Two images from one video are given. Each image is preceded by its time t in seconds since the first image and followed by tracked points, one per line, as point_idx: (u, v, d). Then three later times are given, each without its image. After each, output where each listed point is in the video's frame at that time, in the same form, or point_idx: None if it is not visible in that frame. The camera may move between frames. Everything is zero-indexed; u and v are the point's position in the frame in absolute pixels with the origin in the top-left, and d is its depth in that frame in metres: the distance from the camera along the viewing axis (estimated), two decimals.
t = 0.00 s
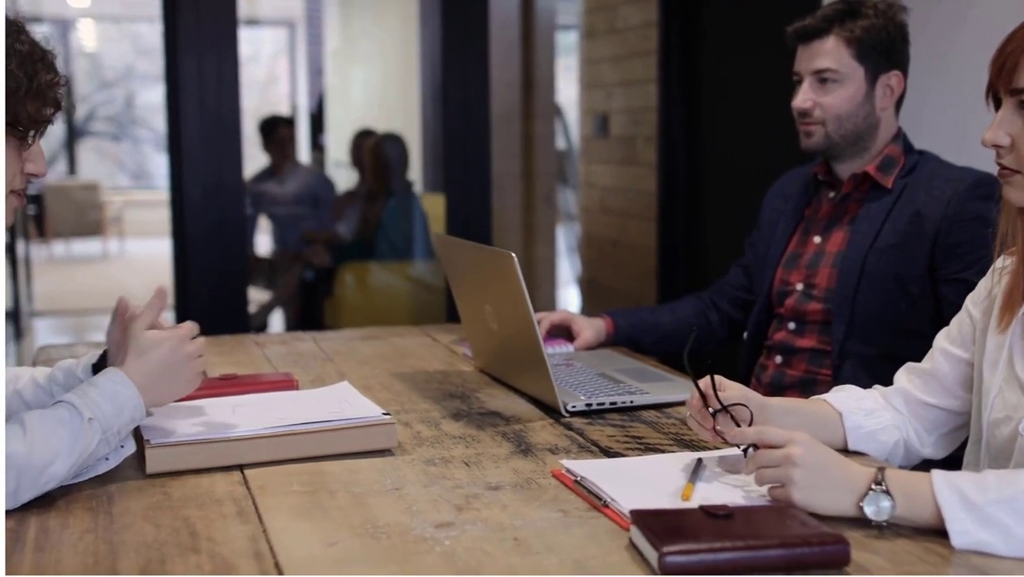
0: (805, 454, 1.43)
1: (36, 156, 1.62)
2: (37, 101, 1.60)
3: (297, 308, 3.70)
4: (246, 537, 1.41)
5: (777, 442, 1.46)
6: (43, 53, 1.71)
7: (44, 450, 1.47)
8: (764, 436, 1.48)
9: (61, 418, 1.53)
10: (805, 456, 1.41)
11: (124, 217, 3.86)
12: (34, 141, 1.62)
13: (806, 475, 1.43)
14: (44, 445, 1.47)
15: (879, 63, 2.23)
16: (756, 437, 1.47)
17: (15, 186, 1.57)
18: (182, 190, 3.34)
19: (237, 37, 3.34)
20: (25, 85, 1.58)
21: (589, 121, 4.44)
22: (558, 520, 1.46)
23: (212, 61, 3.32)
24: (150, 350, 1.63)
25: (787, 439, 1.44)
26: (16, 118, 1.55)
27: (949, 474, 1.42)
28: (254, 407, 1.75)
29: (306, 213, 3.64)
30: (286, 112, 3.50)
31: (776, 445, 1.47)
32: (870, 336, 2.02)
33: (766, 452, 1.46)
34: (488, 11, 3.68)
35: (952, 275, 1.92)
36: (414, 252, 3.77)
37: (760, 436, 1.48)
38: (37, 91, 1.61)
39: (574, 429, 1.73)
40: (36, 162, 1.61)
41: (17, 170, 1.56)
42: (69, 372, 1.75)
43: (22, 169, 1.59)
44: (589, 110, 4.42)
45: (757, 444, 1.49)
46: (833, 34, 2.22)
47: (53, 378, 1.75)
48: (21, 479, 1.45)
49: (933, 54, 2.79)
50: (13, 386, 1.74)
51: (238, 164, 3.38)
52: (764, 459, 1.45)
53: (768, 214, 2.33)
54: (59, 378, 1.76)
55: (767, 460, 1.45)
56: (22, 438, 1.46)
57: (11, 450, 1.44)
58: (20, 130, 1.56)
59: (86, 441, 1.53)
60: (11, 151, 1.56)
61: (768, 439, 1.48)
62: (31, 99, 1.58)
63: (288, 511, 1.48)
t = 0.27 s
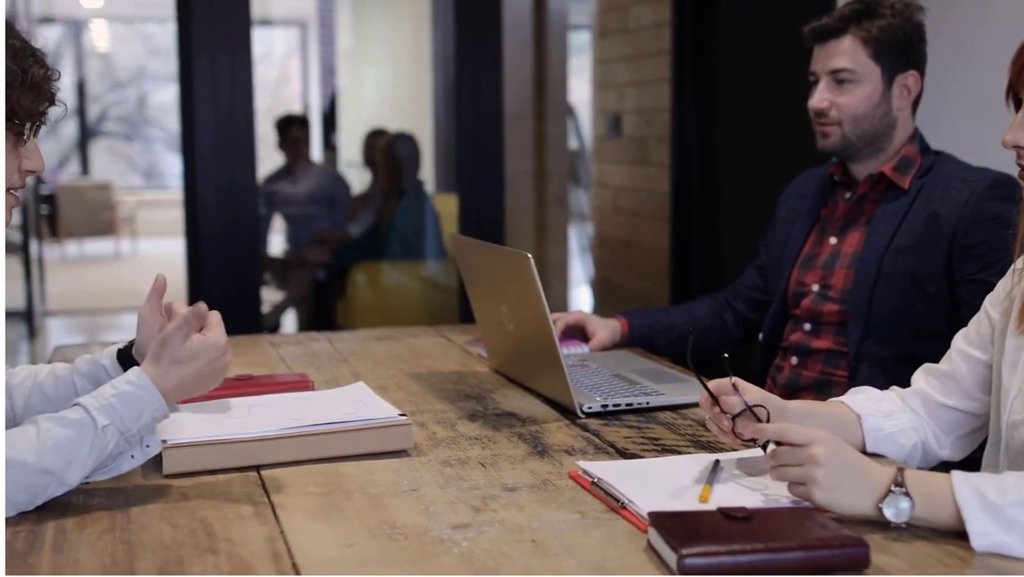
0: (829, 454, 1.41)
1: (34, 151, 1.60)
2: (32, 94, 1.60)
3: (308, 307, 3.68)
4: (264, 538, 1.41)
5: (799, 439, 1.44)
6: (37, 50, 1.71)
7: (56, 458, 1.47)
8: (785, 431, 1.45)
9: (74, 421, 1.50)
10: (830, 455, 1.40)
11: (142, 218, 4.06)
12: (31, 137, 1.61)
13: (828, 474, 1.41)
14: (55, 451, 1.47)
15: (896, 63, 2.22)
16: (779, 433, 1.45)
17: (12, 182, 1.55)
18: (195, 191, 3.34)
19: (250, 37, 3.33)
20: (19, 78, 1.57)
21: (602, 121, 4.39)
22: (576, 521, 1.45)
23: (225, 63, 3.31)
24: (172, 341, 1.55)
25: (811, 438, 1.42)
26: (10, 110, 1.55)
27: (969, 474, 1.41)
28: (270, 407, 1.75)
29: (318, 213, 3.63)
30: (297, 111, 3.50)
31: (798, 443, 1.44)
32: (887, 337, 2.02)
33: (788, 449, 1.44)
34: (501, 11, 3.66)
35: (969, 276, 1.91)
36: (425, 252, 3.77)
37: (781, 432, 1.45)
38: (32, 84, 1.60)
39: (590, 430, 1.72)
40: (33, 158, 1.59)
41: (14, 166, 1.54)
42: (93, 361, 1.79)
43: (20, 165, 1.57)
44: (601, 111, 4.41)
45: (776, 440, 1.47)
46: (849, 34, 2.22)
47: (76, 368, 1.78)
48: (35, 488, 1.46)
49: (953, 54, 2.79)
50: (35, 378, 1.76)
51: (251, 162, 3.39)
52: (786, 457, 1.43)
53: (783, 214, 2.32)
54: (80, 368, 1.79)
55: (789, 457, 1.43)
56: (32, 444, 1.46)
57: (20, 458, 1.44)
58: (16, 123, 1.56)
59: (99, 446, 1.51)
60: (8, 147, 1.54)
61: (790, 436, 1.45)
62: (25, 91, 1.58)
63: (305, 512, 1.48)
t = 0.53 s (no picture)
0: (852, 454, 1.41)
1: (34, 157, 1.63)
2: (32, 99, 1.59)
3: (323, 307, 3.70)
4: (283, 536, 1.41)
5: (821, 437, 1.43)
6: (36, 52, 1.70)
7: (77, 451, 1.47)
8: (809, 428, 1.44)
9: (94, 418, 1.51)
10: (853, 454, 1.39)
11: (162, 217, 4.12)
12: (31, 141, 1.62)
13: (850, 474, 1.41)
14: (77, 445, 1.47)
15: (914, 61, 2.21)
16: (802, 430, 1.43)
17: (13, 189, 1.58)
18: (210, 192, 3.29)
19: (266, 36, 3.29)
20: (19, 84, 1.57)
21: (617, 121, 4.39)
22: (595, 521, 1.45)
23: (241, 63, 3.27)
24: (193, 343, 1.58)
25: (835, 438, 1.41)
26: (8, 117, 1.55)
27: (990, 474, 1.40)
28: (287, 406, 1.75)
29: (331, 211, 3.65)
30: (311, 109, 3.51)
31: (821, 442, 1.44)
32: (904, 337, 2.01)
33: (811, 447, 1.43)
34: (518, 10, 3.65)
35: (988, 275, 1.90)
36: (439, 252, 3.76)
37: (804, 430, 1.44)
38: (31, 89, 1.59)
39: (608, 430, 1.72)
40: (33, 164, 1.61)
41: (15, 172, 1.57)
42: (104, 372, 1.74)
43: (20, 171, 1.60)
44: (616, 110, 4.40)
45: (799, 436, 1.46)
46: (867, 33, 2.21)
47: (87, 378, 1.74)
48: (58, 482, 1.45)
49: (974, 51, 2.78)
50: (48, 384, 1.73)
51: (267, 163, 3.34)
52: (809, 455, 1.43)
53: (800, 213, 2.32)
54: (93, 377, 1.76)
55: (811, 454, 1.43)
56: (53, 439, 1.46)
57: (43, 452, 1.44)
58: (14, 128, 1.57)
59: (118, 442, 1.51)
60: (8, 154, 1.56)
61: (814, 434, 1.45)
62: (25, 96, 1.58)
63: (324, 511, 1.48)
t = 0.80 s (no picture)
0: (871, 454, 1.40)
1: (47, 157, 1.62)
2: (40, 100, 1.58)
3: (338, 308, 3.72)
4: (301, 535, 1.41)
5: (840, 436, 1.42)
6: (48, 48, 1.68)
7: (101, 445, 1.49)
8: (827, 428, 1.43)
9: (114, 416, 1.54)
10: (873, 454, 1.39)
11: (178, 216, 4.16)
12: (43, 141, 1.61)
13: (869, 474, 1.40)
14: (99, 440, 1.49)
15: (932, 60, 2.20)
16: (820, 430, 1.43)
17: (25, 191, 1.58)
18: (225, 192, 3.30)
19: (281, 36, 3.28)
20: (25, 87, 1.55)
21: (630, 120, 4.44)
22: (614, 521, 1.45)
23: (255, 62, 3.26)
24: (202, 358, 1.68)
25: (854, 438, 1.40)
26: (15, 122, 1.54)
27: (1011, 474, 1.40)
28: (304, 405, 1.75)
29: (344, 211, 3.65)
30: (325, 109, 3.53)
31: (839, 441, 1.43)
32: (921, 336, 2.00)
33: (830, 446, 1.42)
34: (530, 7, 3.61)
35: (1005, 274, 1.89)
36: (452, 252, 3.75)
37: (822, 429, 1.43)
38: (39, 92, 1.57)
39: (625, 429, 1.72)
40: (45, 165, 1.61)
41: (25, 175, 1.57)
42: (121, 371, 1.75)
43: (32, 172, 1.60)
44: (630, 110, 4.41)
45: (817, 435, 1.45)
46: (885, 31, 2.20)
47: (105, 376, 1.75)
48: (84, 477, 1.47)
49: (992, 52, 2.77)
50: (66, 384, 1.74)
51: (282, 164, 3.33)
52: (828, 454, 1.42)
53: (817, 212, 2.32)
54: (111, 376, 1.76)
55: (829, 455, 1.42)
56: (77, 436, 1.49)
57: (66, 447, 1.47)
58: (22, 133, 1.55)
59: (140, 440, 1.54)
60: (17, 156, 1.56)
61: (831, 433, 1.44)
62: (33, 99, 1.56)
63: (343, 509, 1.48)
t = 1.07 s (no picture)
0: (887, 458, 1.39)
1: (67, 157, 1.64)
2: (60, 104, 1.58)
3: (349, 308, 3.71)
4: (319, 535, 1.41)
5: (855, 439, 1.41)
6: (67, 48, 1.67)
7: (117, 444, 1.49)
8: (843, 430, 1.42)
9: (129, 416, 1.54)
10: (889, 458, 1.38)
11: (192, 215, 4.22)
12: (62, 142, 1.62)
13: (886, 478, 1.39)
14: (115, 438, 1.50)
15: (948, 59, 2.19)
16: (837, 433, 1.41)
17: (46, 192, 1.61)
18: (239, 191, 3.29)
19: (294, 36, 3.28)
20: (46, 91, 1.55)
21: (642, 120, 4.43)
22: (632, 521, 1.44)
23: (268, 61, 3.24)
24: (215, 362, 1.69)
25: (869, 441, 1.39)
26: (35, 125, 1.54)
27: None
28: (319, 405, 1.75)
29: (355, 211, 3.67)
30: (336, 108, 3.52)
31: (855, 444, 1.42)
32: (937, 336, 2.00)
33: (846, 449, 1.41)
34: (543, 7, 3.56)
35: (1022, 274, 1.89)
36: (464, 252, 3.75)
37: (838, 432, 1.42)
38: (59, 95, 1.57)
39: (641, 430, 1.72)
40: (65, 166, 1.62)
41: (45, 178, 1.58)
42: (136, 372, 1.76)
43: (52, 173, 1.61)
44: (643, 110, 4.41)
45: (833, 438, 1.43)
46: (901, 30, 2.19)
47: (120, 376, 1.76)
48: (101, 475, 1.48)
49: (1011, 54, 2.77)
50: (81, 384, 1.74)
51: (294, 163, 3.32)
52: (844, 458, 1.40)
53: (831, 212, 2.32)
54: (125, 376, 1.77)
55: (844, 459, 1.41)
56: (93, 434, 1.49)
57: (83, 445, 1.47)
58: (43, 135, 1.56)
59: (155, 438, 1.54)
60: (37, 158, 1.57)
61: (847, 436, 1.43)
62: (54, 103, 1.57)
63: (359, 509, 1.48)
